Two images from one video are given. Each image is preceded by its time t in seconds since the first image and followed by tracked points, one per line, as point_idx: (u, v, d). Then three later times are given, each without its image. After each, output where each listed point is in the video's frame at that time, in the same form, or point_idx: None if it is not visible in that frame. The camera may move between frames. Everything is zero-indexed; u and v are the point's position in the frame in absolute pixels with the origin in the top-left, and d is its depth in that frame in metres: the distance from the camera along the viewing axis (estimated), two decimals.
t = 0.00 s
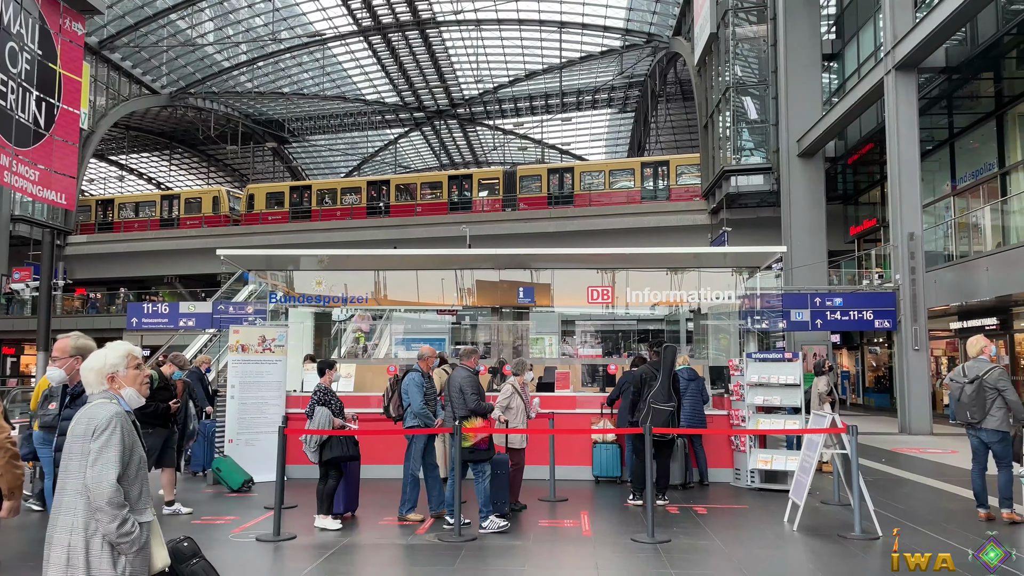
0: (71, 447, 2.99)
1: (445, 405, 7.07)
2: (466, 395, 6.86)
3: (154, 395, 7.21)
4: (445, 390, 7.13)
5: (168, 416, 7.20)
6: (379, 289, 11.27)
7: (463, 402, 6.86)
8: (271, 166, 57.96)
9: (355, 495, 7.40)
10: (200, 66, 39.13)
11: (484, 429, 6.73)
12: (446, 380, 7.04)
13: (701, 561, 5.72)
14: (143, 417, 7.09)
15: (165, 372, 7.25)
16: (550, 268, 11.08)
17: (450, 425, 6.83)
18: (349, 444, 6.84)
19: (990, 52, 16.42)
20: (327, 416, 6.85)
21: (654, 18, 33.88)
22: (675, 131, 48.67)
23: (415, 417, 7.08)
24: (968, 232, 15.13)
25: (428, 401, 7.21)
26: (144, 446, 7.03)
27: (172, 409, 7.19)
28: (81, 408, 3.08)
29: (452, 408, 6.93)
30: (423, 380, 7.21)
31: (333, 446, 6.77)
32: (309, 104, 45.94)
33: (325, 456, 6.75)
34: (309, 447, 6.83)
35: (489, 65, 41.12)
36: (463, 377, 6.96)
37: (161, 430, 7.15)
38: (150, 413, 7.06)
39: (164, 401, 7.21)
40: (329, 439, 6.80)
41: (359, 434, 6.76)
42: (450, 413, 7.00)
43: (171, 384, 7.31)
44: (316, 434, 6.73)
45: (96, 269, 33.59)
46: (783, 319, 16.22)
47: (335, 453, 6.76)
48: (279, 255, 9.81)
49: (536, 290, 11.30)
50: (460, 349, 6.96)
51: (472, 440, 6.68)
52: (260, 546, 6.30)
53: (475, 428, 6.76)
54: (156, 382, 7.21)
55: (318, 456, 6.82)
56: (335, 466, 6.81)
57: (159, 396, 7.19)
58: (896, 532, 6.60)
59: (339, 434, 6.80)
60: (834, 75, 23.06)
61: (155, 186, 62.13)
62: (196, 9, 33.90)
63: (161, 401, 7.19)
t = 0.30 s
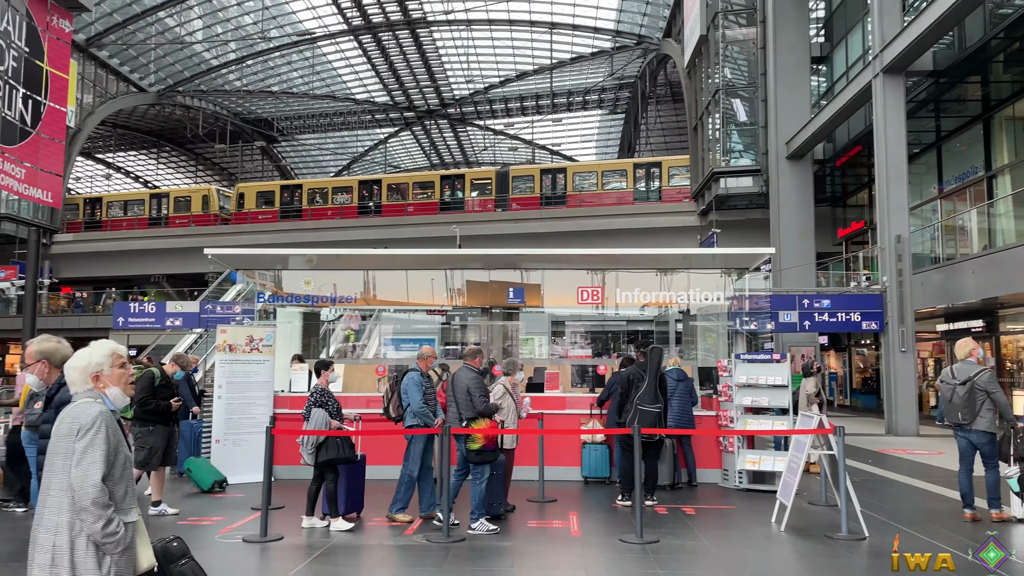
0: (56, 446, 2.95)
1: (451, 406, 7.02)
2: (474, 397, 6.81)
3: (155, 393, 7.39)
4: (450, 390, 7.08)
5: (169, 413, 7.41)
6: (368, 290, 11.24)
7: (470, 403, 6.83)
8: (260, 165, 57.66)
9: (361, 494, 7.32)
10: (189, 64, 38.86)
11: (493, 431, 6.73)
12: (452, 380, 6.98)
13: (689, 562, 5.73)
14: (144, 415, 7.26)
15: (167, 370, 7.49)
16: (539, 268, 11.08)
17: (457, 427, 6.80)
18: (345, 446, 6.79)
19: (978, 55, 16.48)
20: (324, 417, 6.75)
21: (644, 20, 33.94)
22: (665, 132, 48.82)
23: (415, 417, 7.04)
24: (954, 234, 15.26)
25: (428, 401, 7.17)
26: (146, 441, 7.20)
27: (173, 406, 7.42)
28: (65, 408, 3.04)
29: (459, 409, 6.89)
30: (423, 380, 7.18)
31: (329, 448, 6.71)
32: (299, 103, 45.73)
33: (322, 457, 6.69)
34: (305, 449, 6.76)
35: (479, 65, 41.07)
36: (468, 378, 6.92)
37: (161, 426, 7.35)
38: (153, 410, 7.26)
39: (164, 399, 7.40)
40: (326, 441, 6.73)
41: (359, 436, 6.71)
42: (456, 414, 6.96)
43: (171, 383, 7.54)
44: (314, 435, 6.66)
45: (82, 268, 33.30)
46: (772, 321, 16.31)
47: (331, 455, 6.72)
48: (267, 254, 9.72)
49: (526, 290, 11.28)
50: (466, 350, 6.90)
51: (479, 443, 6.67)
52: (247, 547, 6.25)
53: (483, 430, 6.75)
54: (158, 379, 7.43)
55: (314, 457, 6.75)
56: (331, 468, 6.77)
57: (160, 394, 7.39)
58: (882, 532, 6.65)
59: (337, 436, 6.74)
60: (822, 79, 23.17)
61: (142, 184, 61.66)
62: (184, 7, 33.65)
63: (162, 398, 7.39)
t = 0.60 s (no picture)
0: (41, 448, 2.92)
1: (450, 408, 6.96)
2: (474, 401, 6.75)
3: (152, 394, 7.32)
4: (450, 392, 7.01)
5: (165, 415, 7.36)
6: (358, 293, 11.12)
7: (470, 407, 6.76)
8: (249, 166, 57.42)
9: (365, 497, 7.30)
10: (178, 65, 38.66)
11: (493, 435, 6.66)
12: (452, 382, 6.90)
13: (678, 564, 5.74)
14: (140, 416, 7.21)
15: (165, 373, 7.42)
16: (529, 271, 11.02)
17: (456, 430, 6.74)
18: (344, 450, 6.74)
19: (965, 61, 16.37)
20: (323, 421, 6.76)
21: (635, 23, 34.07)
22: (655, 136, 49.01)
23: (412, 418, 7.02)
24: (942, 238, 15.38)
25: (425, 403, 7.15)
26: (143, 442, 7.17)
27: (169, 409, 7.37)
28: (50, 410, 3.01)
29: (459, 412, 6.82)
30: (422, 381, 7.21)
31: (328, 452, 6.65)
32: (289, 105, 45.59)
33: (320, 461, 6.64)
34: (305, 452, 6.71)
35: (470, 67, 41.09)
36: (469, 380, 6.84)
37: (158, 427, 7.33)
38: (149, 412, 7.20)
39: (161, 401, 7.34)
40: (325, 444, 6.68)
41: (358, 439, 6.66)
42: (456, 417, 6.88)
43: (168, 386, 7.44)
44: (313, 438, 6.63)
45: (69, 269, 33.04)
46: (761, 324, 16.47)
47: (329, 459, 6.66)
48: (256, 256, 9.65)
49: (517, 292, 11.32)
50: (465, 353, 6.81)
51: (478, 446, 6.63)
52: (235, 550, 6.22)
53: (484, 434, 6.69)
54: (155, 381, 7.37)
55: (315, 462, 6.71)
56: (330, 473, 6.72)
57: (157, 396, 7.34)
58: (870, 535, 6.68)
59: (336, 440, 6.68)
60: (811, 83, 23.33)
61: (130, 185, 61.25)
62: (174, 7, 33.47)
63: (158, 400, 7.34)
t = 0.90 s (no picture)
0: (32, 453, 2.91)
1: (450, 414, 6.98)
2: (476, 405, 6.83)
3: (150, 400, 7.30)
4: (451, 397, 7.05)
5: (165, 419, 7.38)
6: (350, 297, 11.10)
7: (473, 411, 6.81)
8: (241, 170, 57.27)
9: (363, 504, 7.25)
10: (170, 68, 38.57)
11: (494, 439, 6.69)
12: (454, 387, 6.95)
13: (671, 569, 5.75)
14: (141, 421, 7.22)
15: (164, 378, 7.42)
16: (521, 276, 11.05)
17: (457, 434, 6.74)
18: (340, 456, 6.59)
19: (956, 67, 16.53)
20: (320, 426, 6.72)
21: (628, 28, 34.25)
22: (648, 141, 49.21)
23: (407, 423, 7.04)
24: (932, 243, 15.48)
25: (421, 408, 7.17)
26: (147, 447, 7.21)
27: (170, 414, 7.39)
28: (43, 414, 3.00)
29: (460, 416, 6.84)
30: (418, 386, 7.18)
31: (325, 457, 6.55)
32: (281, 108, 45.52)
33: (317, 467, 6.53)
34: (302, 458, 6.60)
35: (463, 72, 41.18)
36: (471, 385, 6.91)
37: (160, 431, 7.36)
38: (148, 417, 7.19)
39: (160, 406, 7.32)
40: (323, 450, 6.59)
41: (356, 443, 6.61)
42: (456, 422, 6.90)
43: (167, 391, 7.43)
44: (311, 443, 6.57)
45: (61, 273, 32.88)
46: (753, 328, 16.54)
47: (324, 465, 6.54)
48: (249, 259, 9.65)
49: (509, 297, 11.28)
50: (467, 358, 6.88)
51: (478, 450, 6.62)
52: (226, 555, 6.19)
53: (485, 438, 6.70)
54: (154, 386, 7.38)
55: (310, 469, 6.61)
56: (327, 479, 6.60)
57: (155, 401, 7.34)
58: (862, 539, 6.71)
59: (334, 444, 6.59)
60: (803, 89, 23.46)
61: (122, 189, 60.97)
62: (166, 10, 33.39)
63: (158, 405, 7.35)
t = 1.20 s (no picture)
0: (26, 461, 2.90)
1: (456, 420, 6.94)
2: (483, 409, 6.81)
3: (161, 409, 7.14)
4: (455, 403, 7.00)
5: (176, 428, 7.22)
6: (345, 303, 11.12)
7: (480, 415, 6.81)
8: (237, 175, 57.19)
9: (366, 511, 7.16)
10: (166, 74, 38.57)
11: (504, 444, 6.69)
12: (459, 393, 6.91)
13: None
14: (152, 431, 7.04)
15: (172, 386, 7.23)
16: (516, 282, 11.15)
17: (465, 440, 6.71)
18: (342, 458, 6.54)
19: (948, 75, 16.81)
20: (326, 430, 6.72)
21: (622, 35, 34.41)
22: (642, 147, 49.35)
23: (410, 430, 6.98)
24: (926, 250, 15.55)
25: (423, 416, 7.11)
26: (159, 457, 7.05)
27: (181, 422, 7.24)
28: (37, 421, 2.99)
29: (467, 422, 6.83)
30: (419, 394, 7.12)
31: (329, 459, 6.53)
32: (277, 114, 45.52)
33: (322, 466, 6.52)
34: (304, 462, 6.61)
35: (459, 78, 41.28)
36: (477, 390, 6.88)
37: (172, 441, 7.20)
38: (161, 427, 7.02)
39: (172, 415, 7.18)
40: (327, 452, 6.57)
41: (360, 447, 6.57)
42: (462, 427, 6.89)
43: (177, 399, 7.28)
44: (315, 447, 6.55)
45: (54, 278, 32.76)
46: (748, 334, 16.64)
47: (327, 464, 6.52)
48: (244, 265, 9.65)
49: (504, 303, 11.38)
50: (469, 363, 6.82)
51: (488, 455, 6.61)
52: (220, 563, 6.16)
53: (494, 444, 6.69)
54: (163, 395, 7.19)
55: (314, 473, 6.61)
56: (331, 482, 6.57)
57: (166, 410, 7.17)
58: (856, 545, 6.73)
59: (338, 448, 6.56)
60: (798, 95, 23.53)
61: (117, 195, 60.86)
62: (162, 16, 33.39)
63: (169, 414, 7.18)
